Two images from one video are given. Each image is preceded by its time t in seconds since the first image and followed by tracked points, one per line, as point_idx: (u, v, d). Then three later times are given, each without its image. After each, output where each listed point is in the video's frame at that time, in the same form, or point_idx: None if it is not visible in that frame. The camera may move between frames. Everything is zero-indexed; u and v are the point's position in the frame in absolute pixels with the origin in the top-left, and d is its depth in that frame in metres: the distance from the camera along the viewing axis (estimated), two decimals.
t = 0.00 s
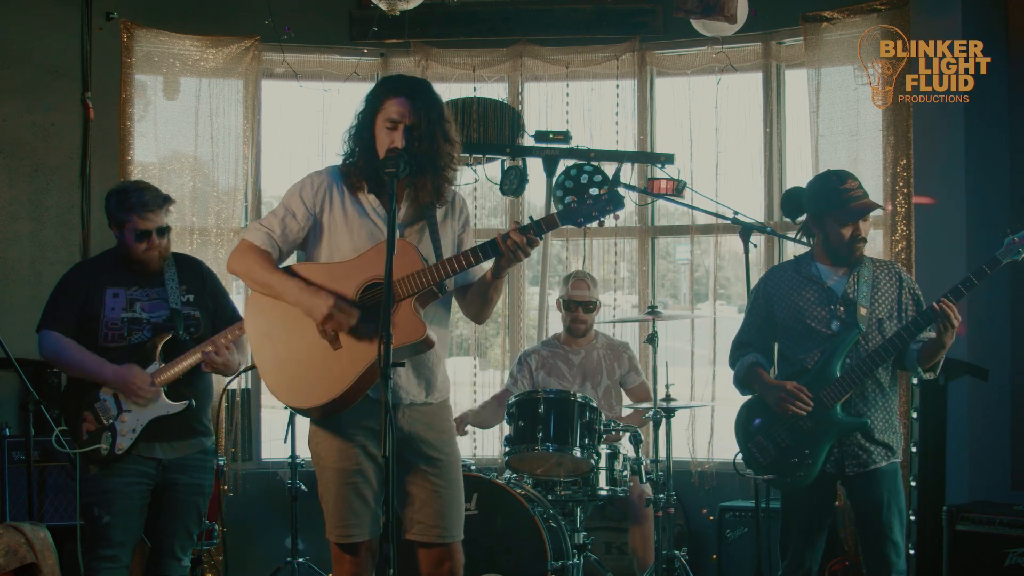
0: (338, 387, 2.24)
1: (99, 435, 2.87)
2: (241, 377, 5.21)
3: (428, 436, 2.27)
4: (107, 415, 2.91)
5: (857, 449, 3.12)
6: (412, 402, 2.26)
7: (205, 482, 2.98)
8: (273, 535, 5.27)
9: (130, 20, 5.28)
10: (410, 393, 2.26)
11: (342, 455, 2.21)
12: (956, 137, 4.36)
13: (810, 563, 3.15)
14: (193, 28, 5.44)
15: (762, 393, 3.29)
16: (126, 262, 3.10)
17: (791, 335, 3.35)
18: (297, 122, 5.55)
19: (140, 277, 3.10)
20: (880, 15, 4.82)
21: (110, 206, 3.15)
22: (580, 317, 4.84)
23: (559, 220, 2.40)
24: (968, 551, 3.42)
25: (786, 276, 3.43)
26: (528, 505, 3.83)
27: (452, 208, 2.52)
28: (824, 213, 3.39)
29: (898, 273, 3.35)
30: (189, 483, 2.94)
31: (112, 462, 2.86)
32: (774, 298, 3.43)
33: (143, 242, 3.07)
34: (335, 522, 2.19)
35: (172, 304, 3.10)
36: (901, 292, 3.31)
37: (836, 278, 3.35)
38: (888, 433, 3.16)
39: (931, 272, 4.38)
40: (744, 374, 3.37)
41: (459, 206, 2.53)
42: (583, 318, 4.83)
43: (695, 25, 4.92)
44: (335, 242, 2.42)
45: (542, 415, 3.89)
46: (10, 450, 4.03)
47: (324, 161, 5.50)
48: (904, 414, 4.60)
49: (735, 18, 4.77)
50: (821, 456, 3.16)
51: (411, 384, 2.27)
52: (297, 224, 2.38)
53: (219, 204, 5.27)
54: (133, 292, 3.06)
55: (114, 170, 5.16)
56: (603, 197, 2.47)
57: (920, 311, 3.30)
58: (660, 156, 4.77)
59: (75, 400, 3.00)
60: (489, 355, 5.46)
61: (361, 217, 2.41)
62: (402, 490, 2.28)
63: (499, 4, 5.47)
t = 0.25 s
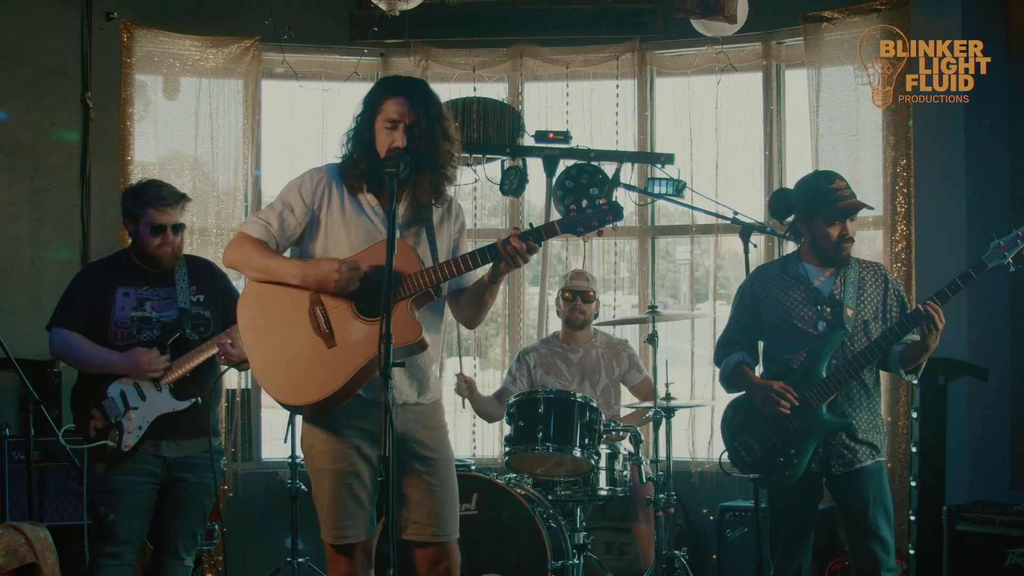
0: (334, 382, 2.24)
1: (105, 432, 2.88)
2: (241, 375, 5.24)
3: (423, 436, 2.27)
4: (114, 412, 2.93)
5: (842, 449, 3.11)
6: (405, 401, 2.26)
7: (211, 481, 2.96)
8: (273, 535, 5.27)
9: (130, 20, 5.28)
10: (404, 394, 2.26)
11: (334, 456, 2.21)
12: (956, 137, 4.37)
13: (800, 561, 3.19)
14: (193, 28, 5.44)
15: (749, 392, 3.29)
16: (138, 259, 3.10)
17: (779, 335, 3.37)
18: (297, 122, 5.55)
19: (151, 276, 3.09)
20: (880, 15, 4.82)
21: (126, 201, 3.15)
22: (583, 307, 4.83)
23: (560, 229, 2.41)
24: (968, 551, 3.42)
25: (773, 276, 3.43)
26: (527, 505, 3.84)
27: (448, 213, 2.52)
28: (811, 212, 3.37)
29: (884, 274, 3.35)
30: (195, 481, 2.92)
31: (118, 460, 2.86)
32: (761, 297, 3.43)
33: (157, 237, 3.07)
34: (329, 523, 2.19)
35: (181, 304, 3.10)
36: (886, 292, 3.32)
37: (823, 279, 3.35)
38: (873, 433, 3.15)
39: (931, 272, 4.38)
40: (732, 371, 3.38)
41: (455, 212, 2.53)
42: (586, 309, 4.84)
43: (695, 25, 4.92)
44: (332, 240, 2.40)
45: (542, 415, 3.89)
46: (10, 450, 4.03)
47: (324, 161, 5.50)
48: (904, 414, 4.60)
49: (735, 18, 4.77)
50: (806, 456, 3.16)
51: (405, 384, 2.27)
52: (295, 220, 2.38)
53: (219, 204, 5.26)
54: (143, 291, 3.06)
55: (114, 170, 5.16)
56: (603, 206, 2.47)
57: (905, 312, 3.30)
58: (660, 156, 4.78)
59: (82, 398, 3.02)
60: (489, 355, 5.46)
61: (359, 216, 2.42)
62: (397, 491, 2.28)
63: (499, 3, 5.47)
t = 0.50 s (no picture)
0: (333, 382, 2.24)
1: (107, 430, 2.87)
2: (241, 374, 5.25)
3: (424, 436, 2.27)
4: (116, 410, 2.91)
5: (832, 449, 3.12)
6: (406, 400, 2.26)
7: (211, 480, 2.98)
8: (274, 535, 5.27)
9: (130, 20, 5.28)
10: (404, 393, 2.26)
11: (336, 456, 2.20)
12: (956, 137, 4.36)
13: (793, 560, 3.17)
14: (193, 28, 5.44)
15: (738, 391, 3.29)
16: (146, 257, 3.12)
17: (768, 334, 3.36)
18: (297, 122, 5.55)
19: (158, 275, 3.11)
20: (880, 15, 4.82)
21: (141, 200, 3.20)
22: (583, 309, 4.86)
23: (560, 225, 2.41)
24: (969, 551, 3.42)
25: (764, 276, 3.43)
26: (527, 505, 3.84)
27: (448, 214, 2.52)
28: (804, 213, 3.38)
29: (872, 275, 3.38)
30: (194, 481, 2.94)
31: (120, 459, 2.86)
32: (751, 297, 3.43)
33: (167, 234, 3.10)
34: (330, 523, 2.18)
35: (186, 304, 3.10)
36: (874, 294, 3.35)
37: (814, 281, 3.37)
38: (861, 433, 3.16)
39: (931, 271, 4.38)
40: (721, 370, 3.37)
41: (456, 212, 2.53)
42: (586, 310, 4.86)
43: (695, 25, 4.92)
44: (334, 240, 2.41)
45: (542, 415, 3.89)
46: (10, 450, 4.03)
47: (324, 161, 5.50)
48: (904, 414, 4.60)
49: (735, 18, 4.77)
50: (795, 455, 3.17)
51: (406, 384, 2.27)
52: (297, 217, 2.38)
53: (219, 204, 5.26)
54: (149, 290, 3.07)
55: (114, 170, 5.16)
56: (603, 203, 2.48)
57: (892, 312, 3.34)
58: (660, 156, 4.78)
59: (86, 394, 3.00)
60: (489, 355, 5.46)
61: (361, 216, 2.42)
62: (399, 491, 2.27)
63: (499, 3, 5.47)
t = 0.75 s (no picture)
0: (337, 382, 2.24)
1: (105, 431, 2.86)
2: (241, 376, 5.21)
3: (428, 436, 2.27)
4: (115, 411, 2.91)
5: (826, 449, 3.12)
6: (412, 399, 2.26)
7: (210, 481, 2.99)
8: (274, 535, 5.27)
9: (130, 20, 5.28)
10: (410, 392, 2.26)
11: (342, 455, 2.20)
12: (956, 137, 4.37)
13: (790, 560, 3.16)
14: (193, 28, 5.44)
15: (733, 392, 3.28)
16: (148, 256, 3.12)
17: (763, 335, 3.36)
18: (297, 122, 5.55)
19: (157, 275, 3.11)
20: (880, 15, 4.82)
21: (147, 198, 3.21)
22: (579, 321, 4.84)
23: (560, 217, 2.41)
24: (969, 551, 3.42)
25: (758, 277, 3.42)
26: (528, 505, 3.83)
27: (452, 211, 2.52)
28: (799, 216, 3.37)
29: (865, 277, 3.37)
30: (192, 481, 2.95)
31: (117, 460, 2.86)
32: (745, 297, 3.43)
33: (173, 235, 3.11)
34: (334, 523, 2.18)
35: (185, 307, 3.10)
36: (868, 295, 3.34)
37: (808, 282, 3.36)
38: (854, 433, 3.16)
39: (931, 271, 4.38)
40: (715, 370, 3.38)
41: (459, 209, 2.53)
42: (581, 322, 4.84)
43: (695, 25, 4.91)
44: (337, 242, 2.42)
45: (542, 415, 3.89)
46: (10, 450, 4.03)
47: (324, 161, 5.50)
48: (904, 414, 4.60)
49: (735, 18, 4.77)
50: (790, 456, 3.16)
51: (412, 382, 2.27)
52: (300, 220, 2.38)
53: (219, 204, 5.26)
54: (149, 291, 3.06)
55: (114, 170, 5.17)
56: (604, 194, 2.48)
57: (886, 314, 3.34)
58: (660, 156, 4.78)
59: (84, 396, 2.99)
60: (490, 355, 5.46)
61: (363, 217, 2.41)
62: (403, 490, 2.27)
63: (499, 3, 5.48)
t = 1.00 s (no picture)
0: (346, 383, 2.24)
1: (104, 432, 2.85)
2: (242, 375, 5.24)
3: (434, 436, 2.27)
4: (113, 413, 2.89)
5: (823, 449, 3.12)
6: (421, 398, 2.27)
7: (204, 481, 3.01)
8: (273, 535, 5.27)
9: (130, 20, 5.28)
10: (419, 390, 2.27)
11: (350, 454, 2.20)
12: (956, 137, 4.37)
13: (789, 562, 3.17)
14: (193, 29, 5.44)
15: (730, 393, 3.27)
16: (140, 258, 3.10)
17: (759, 335, 3.35)
18: (297, 122, 5.55)
19: (148, 277, 3.10)
20: (880, 15, 4.83)
21: (144, 198, 3.17)
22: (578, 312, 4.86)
23: (562, 210, 2.42)
24: (970, 551, 3.42)
25: (754, 277, 3.42)
26: (528, 505, 3.83)
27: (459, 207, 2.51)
28: (797, 218, 3.37)
29: (860, 277, 3.38)
30: (187, 482, 2.96)
31: (114, 461, 2.86)
32: (740, 297, 3.42)
33: (169, 240, 3.10)
34: (341, 522, 2.18)
35: (179, 308, 3.11)
36: (863, 295, 3.35)
37: (804, 283, 3.37)
38: (850, 433, 3.17)
39: (931, 271, 4.38)
40: (711, 372, 3.37)
41: (466, 204, 2.53)
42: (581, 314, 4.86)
43: (695, 25, 4.92)
44: (343, 242, 2.42)
45: (542, 415, 3.89)
46: (10, 450, 4.03)
47: (324, 161, 5.50)
48: (904, 414, 4.60)
49: (735, 18, 4.77)
50: (788, 456, 3.15)
51: (420, 380, 2.28)
52: (304, 223, 2.38)
53: (218, 204, 5.26)
54: (142, 292, 3.05)
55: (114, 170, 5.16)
56: (605, 186, 2.49)
57: (880, 314, 3.35)
58: (660, 156, 4.78)
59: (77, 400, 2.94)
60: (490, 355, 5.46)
61: (368, 216, 2.42)
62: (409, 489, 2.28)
63: (499, 3, 5.48)
